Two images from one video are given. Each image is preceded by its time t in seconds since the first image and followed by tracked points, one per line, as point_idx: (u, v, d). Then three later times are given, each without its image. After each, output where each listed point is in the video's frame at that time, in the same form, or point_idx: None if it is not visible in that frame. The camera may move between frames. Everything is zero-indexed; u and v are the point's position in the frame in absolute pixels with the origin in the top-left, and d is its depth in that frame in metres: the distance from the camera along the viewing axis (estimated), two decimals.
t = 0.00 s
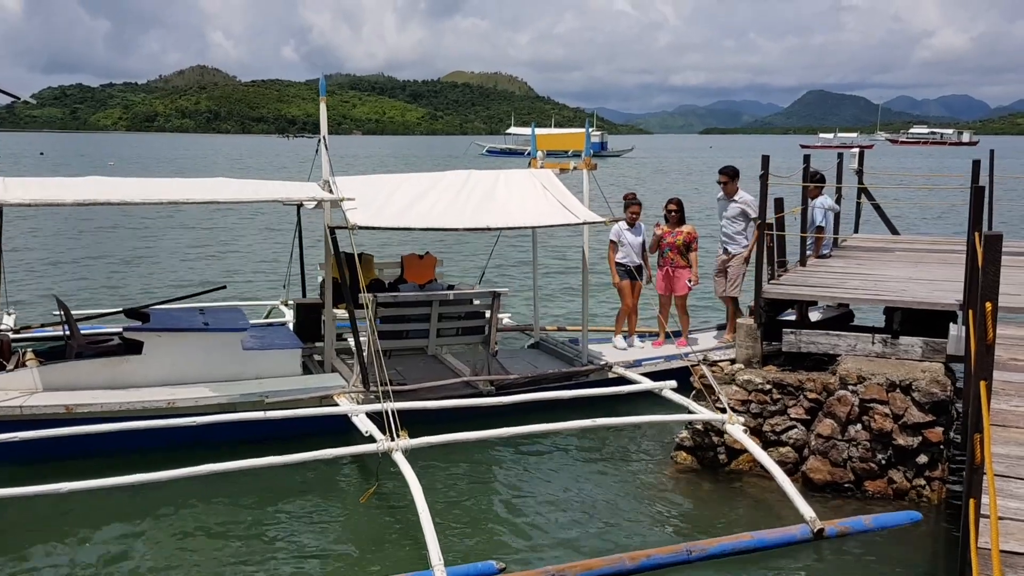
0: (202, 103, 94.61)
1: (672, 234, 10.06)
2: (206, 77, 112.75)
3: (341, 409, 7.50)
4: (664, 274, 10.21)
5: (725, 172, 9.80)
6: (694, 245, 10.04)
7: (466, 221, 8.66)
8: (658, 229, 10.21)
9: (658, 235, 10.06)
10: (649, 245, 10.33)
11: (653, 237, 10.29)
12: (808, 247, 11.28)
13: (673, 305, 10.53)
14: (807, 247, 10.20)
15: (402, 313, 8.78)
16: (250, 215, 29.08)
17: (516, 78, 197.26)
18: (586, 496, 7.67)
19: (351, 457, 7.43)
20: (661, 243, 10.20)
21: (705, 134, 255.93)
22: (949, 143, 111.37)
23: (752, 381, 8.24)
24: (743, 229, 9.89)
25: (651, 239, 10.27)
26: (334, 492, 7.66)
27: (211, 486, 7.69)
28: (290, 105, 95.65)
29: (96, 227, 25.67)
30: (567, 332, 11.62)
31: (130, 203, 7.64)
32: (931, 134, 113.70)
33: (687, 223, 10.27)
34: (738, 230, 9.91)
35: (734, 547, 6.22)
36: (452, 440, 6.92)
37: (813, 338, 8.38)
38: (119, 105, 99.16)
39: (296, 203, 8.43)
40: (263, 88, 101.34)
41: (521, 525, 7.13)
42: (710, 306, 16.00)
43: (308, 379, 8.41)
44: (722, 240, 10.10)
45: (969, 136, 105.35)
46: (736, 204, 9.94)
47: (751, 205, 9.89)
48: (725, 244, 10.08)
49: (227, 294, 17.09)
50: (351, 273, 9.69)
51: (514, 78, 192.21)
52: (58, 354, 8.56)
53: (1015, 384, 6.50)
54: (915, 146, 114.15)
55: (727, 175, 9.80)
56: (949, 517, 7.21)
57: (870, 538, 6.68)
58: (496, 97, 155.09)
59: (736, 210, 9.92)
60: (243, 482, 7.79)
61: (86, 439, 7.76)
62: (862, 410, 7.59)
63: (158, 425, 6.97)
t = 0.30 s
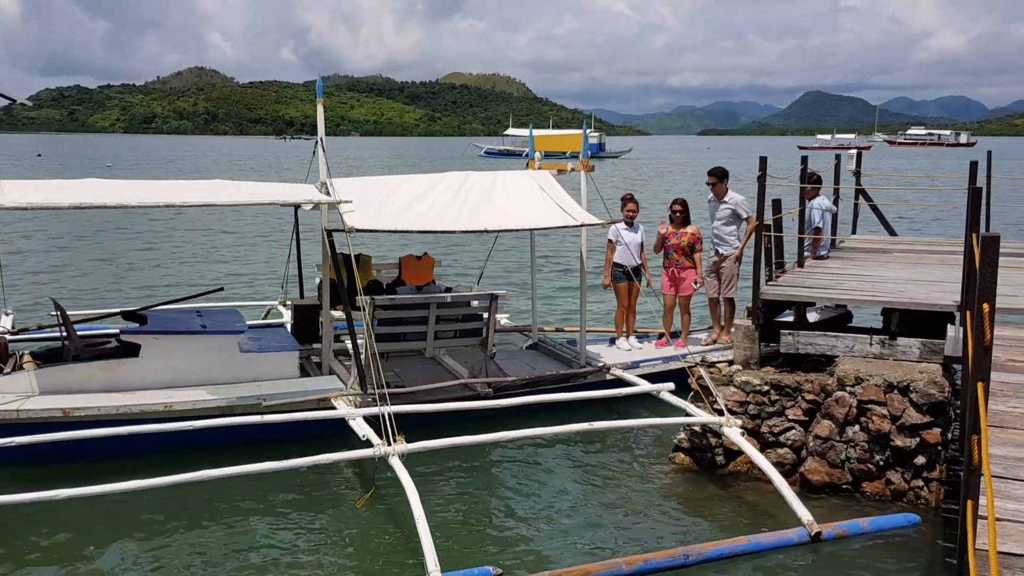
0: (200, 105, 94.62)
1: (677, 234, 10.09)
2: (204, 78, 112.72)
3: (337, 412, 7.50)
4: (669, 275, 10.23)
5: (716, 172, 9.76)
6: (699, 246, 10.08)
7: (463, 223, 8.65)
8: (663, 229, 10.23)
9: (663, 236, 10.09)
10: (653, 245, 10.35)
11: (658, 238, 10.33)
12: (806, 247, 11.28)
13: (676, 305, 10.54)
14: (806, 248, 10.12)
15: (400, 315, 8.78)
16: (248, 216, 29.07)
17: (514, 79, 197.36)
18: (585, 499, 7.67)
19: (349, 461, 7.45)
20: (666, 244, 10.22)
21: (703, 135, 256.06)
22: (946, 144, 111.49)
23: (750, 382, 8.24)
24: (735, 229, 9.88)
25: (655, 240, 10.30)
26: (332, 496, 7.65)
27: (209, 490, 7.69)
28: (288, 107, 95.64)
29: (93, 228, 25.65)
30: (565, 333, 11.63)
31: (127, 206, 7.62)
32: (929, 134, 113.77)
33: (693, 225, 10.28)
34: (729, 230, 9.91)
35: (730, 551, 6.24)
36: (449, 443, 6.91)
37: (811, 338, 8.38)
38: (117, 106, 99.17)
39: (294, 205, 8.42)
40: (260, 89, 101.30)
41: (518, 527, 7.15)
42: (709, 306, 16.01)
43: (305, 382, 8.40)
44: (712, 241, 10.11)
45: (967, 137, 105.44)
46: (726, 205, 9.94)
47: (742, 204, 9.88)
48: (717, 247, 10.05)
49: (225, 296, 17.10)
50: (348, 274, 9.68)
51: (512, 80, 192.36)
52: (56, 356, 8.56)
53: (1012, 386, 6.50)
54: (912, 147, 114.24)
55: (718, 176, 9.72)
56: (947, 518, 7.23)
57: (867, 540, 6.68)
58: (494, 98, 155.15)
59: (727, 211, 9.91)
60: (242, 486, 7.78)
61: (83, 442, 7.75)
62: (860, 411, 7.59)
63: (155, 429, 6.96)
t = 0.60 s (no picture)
0: (202, 104, 94.66)
1: (680, 233, 10.06)
2: (206, 78, 112.75)
3: (340, 410, 7.50)
4: (671, 273, 10.22)
5: (710, 171, 9.81)
6: (701, 244, 10.04)
7: (464, 221, 8.65)
8: (666, 227, 10.19)
9: (665, 234, 10.08)
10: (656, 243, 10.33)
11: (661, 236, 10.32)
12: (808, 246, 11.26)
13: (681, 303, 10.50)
14: (807, 246, 10.20)
15: (402, 314, 8.77)
16: (249, 215, 29.08)
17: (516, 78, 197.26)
18: (587, 497, 7.67)
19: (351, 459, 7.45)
20: (668, 242, 10.20)
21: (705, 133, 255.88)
22: (949, 143, 111.34)
23: (752, 381, 8.24)
24: (732, 227, 9.87)
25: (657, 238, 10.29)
26: (335, 494, 7.65)
27: (212, 488, 7.69)
28: (290, 106, 95.64)
29: (95, 227, 25.66)
30: (567, 331, 11.62)
31: (128, 205, 7.62)
32: (931, 133, 113.70)
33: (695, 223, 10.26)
34: (727, 229, 9.91)
35: (734, 548, 6.24)
36: (452, 442, 6.90)
37: (813, 338, 8.35)
38: (119, 105, 99.08)
39: (295, 203, 8.41)
40: (262, 88, 101.29)
41: (521, 525, 7.14)
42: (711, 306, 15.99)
43: (307, 380, 8.39)
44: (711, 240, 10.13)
45: (968, 136, 105.37)
46: (723, 203, 9.96)
47: (739, 202, 9.91)
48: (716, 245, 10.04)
49: (227, 295, 17.10)
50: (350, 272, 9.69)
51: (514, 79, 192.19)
52: (58, 355, 8.55)
53: (1015, 385, 6.49)
54: (914, 146, 113.94)
55: (713, 175, 9.77)
56: (949, 518, 7.21)
57: (871, 539, 6.66)
58: (496, 97, 155.09)
59: (724, 210, 9.92)
60: (245, 485, 7.78)
61: (86, 440, 7.76)
62: (862, 411, 7.59)
63: (157, 427, 6.97)
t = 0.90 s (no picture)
0: (207, 104, 94.84)
1: (684, 233, 10.05)
2: (212, 77, 112.88)
3: (346, 408, 7.50)
4: (675, 274, 10.18)
5: (714, 173, 9.78)
6: (706, 244, 10.02)
7: (470, 220, 8.64)
8: (669, 228, 10.17)
9: (669, 235, 10.05)
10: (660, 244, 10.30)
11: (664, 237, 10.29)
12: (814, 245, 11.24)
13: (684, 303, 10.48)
14: (814, 246, 10.19)
15: (408, 313, 8.76)
16: (255, 215, 29.14)
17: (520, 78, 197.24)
18: (593, 496, 7.65)
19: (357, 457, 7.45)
20: (673, 243, 10.18)
21: (709, 133, 255.68)
22: (954, 143, 111.06)
23: (758, 381, 8.24)
24: (733, 229, 9.87)
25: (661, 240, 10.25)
26: (341, 491, 7.65)
27: (218, 485, 7.69)
28: (295, 105, 95.84)
29: (101, 227, 25.71)
30: (572, 331, 11.62)
31: (135, 203, 7.64)
32: (936, 133, 113.50)
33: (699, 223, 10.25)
34: (728, 230, 9.91)
35: (740, 547, 6.22)
36: (458, 440, 6.91)
37: (819, 338, 8.34)
38: (125, 103, 99.22)
39: (301, 202, 8.43)
40: (267, 88, 101.44)
41: (527, 524, 7.13)
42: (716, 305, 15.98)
43: (312, 379, 8.39)
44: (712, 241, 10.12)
45: (974, 136, 105.10)
46: (725, 204, 9.96)
47: (740, 203, 9.88)
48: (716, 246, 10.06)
49: (233, 294, 17.13)
50: (356, 272, 9.70)
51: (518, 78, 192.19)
52: (65, 353, 8.58)
53: (1023, 385, 6.47)
54: (920, 145, 113.65)
55: (717, 174, 9.73)
56: (956, 518, 7.19)
57: (877, 539, 6.65)
58: (500, 97, 155.14)
59: (727, 211, 9.92)
60: (252, 482, 7.78)
61: (93, 438, 7.78)
62: (868, 411, 7.57)
63: (164, 425, 6.98)
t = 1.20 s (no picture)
0: (218, 101, 95.18)
1: (694, 231, 10.06)
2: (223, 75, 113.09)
3: (358, 406, 7.50)
4: (685, 272, 10.18)
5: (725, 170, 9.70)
6: (716, 243, 10.02)
7: (481, 218, 8.65)
8: (680, 227, 10.19)
9: (679, 234, 10.07)
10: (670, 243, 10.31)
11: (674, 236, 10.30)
12: (826, 243, 11.19)
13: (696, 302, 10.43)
14: (825, 244, 10.15)
15: (419, 311, 8.78)
16: (265, 212, 29.21)
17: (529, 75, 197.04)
18: (605, 495, 7.65)
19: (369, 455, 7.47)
20: (683, 242, 10.20)
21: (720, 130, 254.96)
22: (966, 140, 110.42)
23: (770, 378, 8.21)
24: (743, 228, 9.82)
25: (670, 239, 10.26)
26: (353, 490, 7.68)
27: (231, 484, 7.73)
28: (305, 103, 96.05)
29: (113, 224, 25.84)
30: (583, 329, 11.61)
31: (148, 201, 7.66)
32: (949, 130, 112.87)
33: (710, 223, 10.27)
34: (738, 230, 9.88)
35: (752, 547, 6.22)
36: (470, 438, 6.91)
37: (832, 335, 8.29)
38: (137, 101, 99.62)
39: (313, 200, 8.44)
40: (278, 85, 101.70)
41: (538, 522, 7.14)
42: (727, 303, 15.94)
43: (324, 377, 8.42)
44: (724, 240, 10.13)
45: (986, 133, 104.50)
46: (736, 201, 9.86)
47: (749, 202, 9.77)
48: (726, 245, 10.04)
49: (244, 291, 17.18)
50: (367, 270, 9.69)
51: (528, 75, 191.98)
52: (78, 351, 8.62)
53: None
54: (932, 142, 112.95)
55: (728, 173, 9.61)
56: (970, 516, 7.17)
57: (890, 539, 6.63)
58: (510, 94, 155.07)
59: (737, 210, 9.84)
60: (265, 480, 7.82)
61: (106, 436, 7.84)
62: (881, 408, 7.54)
63: (177, 422, 7.02)
